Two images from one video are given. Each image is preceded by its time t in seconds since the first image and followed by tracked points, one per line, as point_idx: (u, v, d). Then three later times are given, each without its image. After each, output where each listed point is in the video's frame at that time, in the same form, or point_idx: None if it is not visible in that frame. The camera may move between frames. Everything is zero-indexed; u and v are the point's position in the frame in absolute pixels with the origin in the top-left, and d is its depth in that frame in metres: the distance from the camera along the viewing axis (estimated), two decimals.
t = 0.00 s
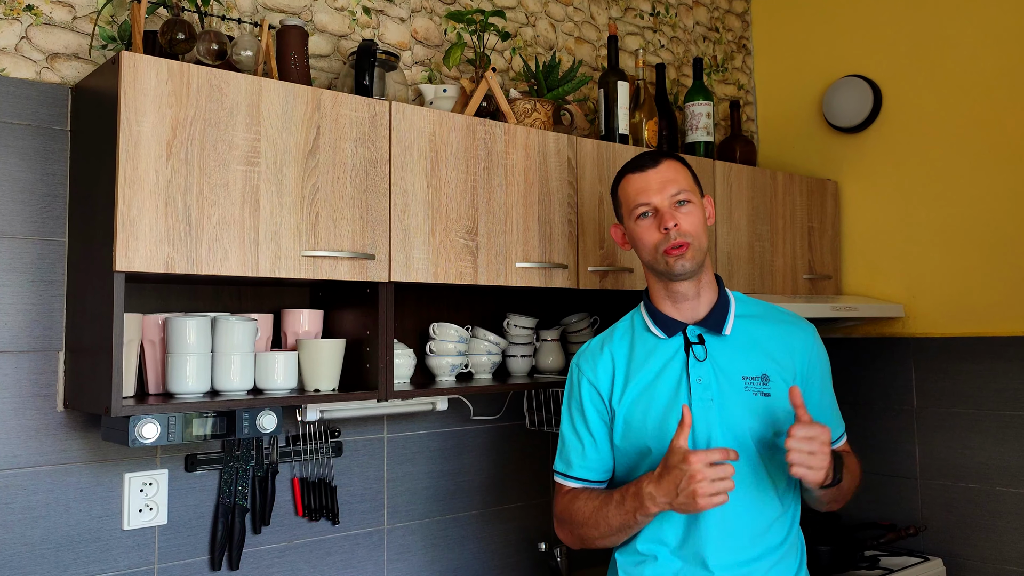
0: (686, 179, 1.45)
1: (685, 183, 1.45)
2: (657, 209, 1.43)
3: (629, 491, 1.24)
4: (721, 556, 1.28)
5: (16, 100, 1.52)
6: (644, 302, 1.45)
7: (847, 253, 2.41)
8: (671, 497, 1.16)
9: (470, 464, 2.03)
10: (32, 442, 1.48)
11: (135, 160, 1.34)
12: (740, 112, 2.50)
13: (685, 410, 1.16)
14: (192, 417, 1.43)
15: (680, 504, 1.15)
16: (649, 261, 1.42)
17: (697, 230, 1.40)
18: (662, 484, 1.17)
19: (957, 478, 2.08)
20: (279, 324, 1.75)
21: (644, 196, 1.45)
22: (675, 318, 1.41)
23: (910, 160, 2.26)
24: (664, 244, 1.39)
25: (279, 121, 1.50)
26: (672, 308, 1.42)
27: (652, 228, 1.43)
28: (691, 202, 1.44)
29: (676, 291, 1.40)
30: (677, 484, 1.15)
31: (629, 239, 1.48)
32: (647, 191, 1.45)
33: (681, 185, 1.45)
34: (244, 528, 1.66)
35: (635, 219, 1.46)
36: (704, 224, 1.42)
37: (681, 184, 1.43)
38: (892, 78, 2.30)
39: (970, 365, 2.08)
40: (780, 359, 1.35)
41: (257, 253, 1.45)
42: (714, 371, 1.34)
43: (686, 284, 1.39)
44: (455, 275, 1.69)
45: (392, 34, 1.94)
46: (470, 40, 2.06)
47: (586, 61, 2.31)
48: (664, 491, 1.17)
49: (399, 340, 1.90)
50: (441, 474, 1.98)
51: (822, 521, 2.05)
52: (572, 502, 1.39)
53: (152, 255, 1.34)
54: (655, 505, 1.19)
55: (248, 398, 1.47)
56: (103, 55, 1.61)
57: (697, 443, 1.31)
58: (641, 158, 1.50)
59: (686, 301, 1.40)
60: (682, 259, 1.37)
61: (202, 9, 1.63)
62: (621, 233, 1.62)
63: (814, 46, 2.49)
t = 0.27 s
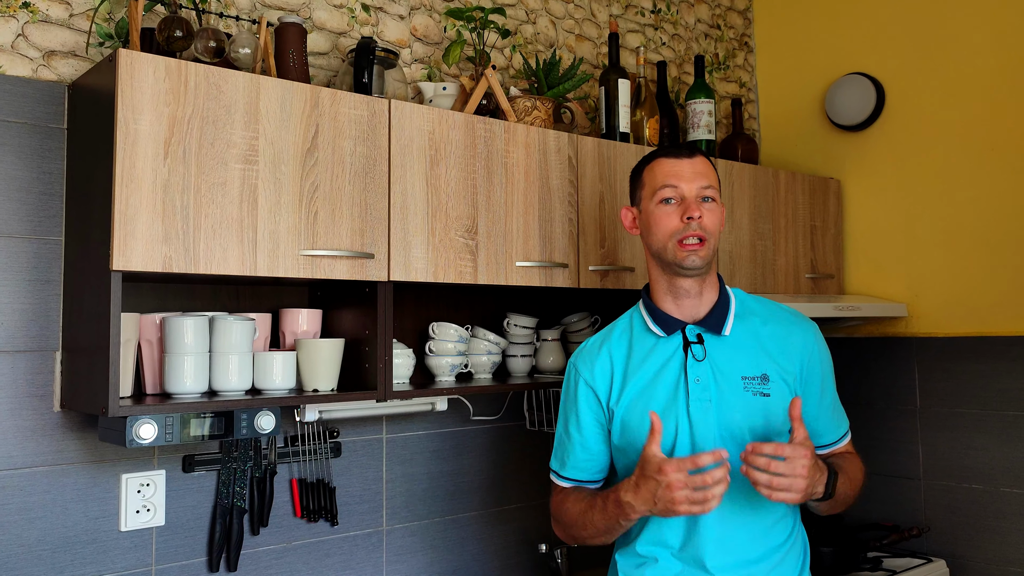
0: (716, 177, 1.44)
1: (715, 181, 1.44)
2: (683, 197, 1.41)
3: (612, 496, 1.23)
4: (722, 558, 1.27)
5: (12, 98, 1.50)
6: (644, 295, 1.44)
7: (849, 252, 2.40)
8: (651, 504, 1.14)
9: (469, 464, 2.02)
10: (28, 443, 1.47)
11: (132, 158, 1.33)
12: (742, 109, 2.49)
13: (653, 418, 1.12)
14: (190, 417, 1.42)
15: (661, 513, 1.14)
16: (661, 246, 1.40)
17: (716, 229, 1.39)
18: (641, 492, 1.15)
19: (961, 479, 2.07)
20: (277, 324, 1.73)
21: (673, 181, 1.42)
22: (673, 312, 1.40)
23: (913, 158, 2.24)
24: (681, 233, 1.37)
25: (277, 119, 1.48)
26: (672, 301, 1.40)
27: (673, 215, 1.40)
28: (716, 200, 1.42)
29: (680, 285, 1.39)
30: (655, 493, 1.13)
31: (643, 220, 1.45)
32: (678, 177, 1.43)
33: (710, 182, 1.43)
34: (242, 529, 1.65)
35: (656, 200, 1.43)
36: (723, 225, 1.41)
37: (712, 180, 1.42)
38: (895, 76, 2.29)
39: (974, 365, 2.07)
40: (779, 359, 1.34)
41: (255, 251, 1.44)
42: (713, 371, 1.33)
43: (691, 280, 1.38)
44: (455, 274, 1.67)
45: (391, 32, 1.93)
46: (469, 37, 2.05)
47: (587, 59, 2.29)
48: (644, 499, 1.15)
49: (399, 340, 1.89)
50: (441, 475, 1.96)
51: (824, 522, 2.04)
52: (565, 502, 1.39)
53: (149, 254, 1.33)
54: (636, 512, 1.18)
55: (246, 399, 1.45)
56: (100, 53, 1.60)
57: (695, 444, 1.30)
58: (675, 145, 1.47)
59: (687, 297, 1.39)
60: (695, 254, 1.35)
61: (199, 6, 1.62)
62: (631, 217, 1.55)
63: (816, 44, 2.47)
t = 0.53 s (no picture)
0: (726, 180, 1.42)
1: (723, 184, 1.42)
2: (690, 198, 1.39)
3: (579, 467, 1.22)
4: (721, 558, 1.25)
5: (8, 96, 1.49)
6: (644, 294, 1.43)
7: (851, 251, 2.39)
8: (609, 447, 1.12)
9: (469, 465, 2.01)
10: (25, 443, 1.46)
11: (129, 157, 1.31)
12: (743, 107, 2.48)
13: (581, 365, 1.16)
14: (188, 417, 1.41)
15: (624, 450, 1.11)
16: (663, 244, 1.38)
17: (720, 234, 1.38)
18: (597, 443, 1.12)
19: (964, 480, 2.06)
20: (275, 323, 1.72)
21: (683, 180, 1.40)
22: (671, 311, 1.39)
23: (916, 156, 2.23)
24: (683, 235, 1.36)
25: (275, 118, 1.47)
26: (670, 300, 1.40)
27: (678, 215, 1.39)
28: (722, 203, 1.41)
29: (679, 285, 1.38)
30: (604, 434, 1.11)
31: (649, 216, 1.44)
32: (687, 177, 1.40)
33: (720, 186, 1.42)
34: (240, 530, 1.64)
35: (663, 198, 1.41)
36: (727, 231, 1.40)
37: (720, 184, 1.40)
38: (898, 74, 2.27)
39: (978, 365, 2.06)
40: (778, 358, 1.34)
41: (253, 251, 1.43)
42: (711, 370, 1.32)
43: (690, 282, 1.37)
44: (454, 273, 1.66)
45: (390, 29, 1.92)
46: (469, 35, 2.04)
47: (588, 56, 2.28)
48: (602, 447, 1.12)
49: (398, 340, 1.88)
50: (440, 475, 1.95)
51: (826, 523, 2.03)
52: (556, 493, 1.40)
53: (147, 253, 1.32)
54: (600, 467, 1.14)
55: (243, 398, 1.44)
56: (97, 51, 1.59)
57: (693, 442, 1.29)
58: (688, 143, 1.44)
59: (685, 298, 1.38)
60: (696, 258, 1.34)
61: (197, 3, 1.61)
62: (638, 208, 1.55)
63: (818, 42, 2.46)
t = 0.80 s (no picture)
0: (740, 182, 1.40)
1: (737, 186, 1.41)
2: (706, 198, 1.38)
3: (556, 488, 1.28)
4: (721, 560, 1.24)
5: (4, 93, 1.48)
6: (645, 294, 1.43)
7: (854, 250, 2.38)
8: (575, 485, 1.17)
9: (469, 465, 2.00)
10: (21, 444, 1.45)
11: (127, 155, 1.30)
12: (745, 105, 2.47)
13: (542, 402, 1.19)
14: (185, 418, 1.40)
15: (585, 488, 1.16)
16: (676, 242, 1.37)
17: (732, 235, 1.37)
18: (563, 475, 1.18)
19: (968, 481, 2.05)
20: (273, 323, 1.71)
21: (699, 179, 1.39)
22: (676, 309, 1.38)
23: (919, 155, 2.22)
24: (698, 234, 1.35)
25: (273, 115, 1.46)
26: (676, 298, 1.39)
27: (693, 214, 1.37)
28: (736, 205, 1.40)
29: (685, 283, 1.37)
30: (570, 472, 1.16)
31: (661, 212, 1.42)
32: (704, 177, 1.39)
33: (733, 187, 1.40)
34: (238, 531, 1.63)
35: (678, 195, 1.40)
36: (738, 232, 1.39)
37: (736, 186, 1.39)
38: (901, 72, 2.26)
39: (981, 365, 2.05)
40: (780, 358, 1.31)
41: (251, 250, 1.41)
42: (710, 370, 1.31)
43: (698, 280, 1.36)
44: (454, 272, 1.65)
45: (390, 27, 1.90)
46: (468, 32, 2.02)
47: (588, 54, 2.27)
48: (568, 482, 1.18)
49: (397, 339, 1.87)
50: (441, 476, 1.94)
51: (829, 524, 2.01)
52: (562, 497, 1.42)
53: (144, 252, 1.31)
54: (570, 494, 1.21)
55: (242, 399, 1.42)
56: (94, 48, 1.58)
57: (692, 444, 1.28)
58: (703, 143, 1.43)
59: (691, 296, 1.38)
60: (709, 259, 1.34)
61: None
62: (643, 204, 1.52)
63: (820, 39, 2.45)
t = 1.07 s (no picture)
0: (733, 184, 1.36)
1: (730, 187, 1.36)
2: (697, 209, 1.33)
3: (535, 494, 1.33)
4: (723, 563, 1.23)
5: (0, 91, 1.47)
6: (646, 296, 1.41)
7: (856, 249, 2.37)
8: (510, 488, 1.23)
9: (469, 466, 1.99)
10: (17, 445, 1.43)
11: (124, 153, 1.29)
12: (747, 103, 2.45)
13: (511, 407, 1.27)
14: (183, 419, 1.38)
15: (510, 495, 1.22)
16: (671, 256, 1.34)
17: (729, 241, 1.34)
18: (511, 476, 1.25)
19: (971, 482, 2.04)
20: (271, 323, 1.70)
21: (689, 190, 1.34)
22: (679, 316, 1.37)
23: (923, 153, 2.21)
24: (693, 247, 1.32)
25: (271, 113, 1.45)
26: (678, 307, 1.37)
27: (685, 226, 1.33)
28: (730, 209, 1.35)
29: (686, 291, 1.35)
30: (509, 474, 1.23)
31: (654, 224, 1.39)
32: (693, 187, 1.34)
33: (727, 191, 1.36)
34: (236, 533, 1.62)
35: (668, 208, 1.36)
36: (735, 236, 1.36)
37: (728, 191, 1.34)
38: (904, 70, 2.25)
39: (985, 365, 2.04)
40: (783, 359, 1.30)
41: (249, 249, 1.40)
42: (713, 372, 1.30)
43: (698, 288, 1.34)
44: (454, 272, 1.64)
45: (389, 24, 1.89)
46: (468, 30, 2.01)
47: (589, 51, 2.26)
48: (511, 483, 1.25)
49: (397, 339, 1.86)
50: (440, 477, 1.93)
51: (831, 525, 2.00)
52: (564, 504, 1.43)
53: (141, 251, 1.29)
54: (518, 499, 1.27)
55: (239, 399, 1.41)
56: (91, 45, 1.56)
57: (695, 446, 1.27)
58: (691, 146, 1.37)
59: (693, 304, 1.36)
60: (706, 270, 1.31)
61: None
62: (638, 211, 1.48)
63: (822, 38, 2.44)
